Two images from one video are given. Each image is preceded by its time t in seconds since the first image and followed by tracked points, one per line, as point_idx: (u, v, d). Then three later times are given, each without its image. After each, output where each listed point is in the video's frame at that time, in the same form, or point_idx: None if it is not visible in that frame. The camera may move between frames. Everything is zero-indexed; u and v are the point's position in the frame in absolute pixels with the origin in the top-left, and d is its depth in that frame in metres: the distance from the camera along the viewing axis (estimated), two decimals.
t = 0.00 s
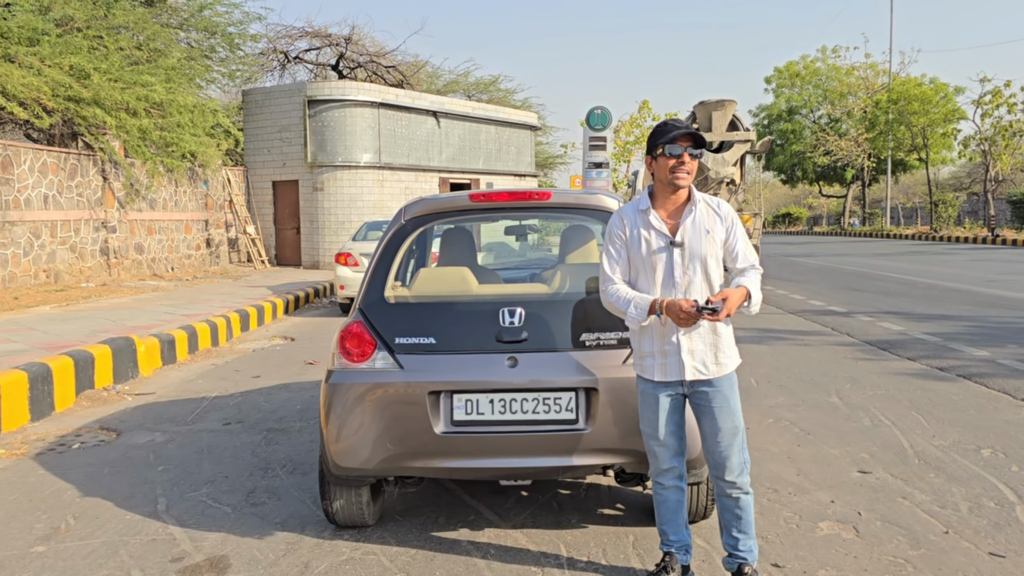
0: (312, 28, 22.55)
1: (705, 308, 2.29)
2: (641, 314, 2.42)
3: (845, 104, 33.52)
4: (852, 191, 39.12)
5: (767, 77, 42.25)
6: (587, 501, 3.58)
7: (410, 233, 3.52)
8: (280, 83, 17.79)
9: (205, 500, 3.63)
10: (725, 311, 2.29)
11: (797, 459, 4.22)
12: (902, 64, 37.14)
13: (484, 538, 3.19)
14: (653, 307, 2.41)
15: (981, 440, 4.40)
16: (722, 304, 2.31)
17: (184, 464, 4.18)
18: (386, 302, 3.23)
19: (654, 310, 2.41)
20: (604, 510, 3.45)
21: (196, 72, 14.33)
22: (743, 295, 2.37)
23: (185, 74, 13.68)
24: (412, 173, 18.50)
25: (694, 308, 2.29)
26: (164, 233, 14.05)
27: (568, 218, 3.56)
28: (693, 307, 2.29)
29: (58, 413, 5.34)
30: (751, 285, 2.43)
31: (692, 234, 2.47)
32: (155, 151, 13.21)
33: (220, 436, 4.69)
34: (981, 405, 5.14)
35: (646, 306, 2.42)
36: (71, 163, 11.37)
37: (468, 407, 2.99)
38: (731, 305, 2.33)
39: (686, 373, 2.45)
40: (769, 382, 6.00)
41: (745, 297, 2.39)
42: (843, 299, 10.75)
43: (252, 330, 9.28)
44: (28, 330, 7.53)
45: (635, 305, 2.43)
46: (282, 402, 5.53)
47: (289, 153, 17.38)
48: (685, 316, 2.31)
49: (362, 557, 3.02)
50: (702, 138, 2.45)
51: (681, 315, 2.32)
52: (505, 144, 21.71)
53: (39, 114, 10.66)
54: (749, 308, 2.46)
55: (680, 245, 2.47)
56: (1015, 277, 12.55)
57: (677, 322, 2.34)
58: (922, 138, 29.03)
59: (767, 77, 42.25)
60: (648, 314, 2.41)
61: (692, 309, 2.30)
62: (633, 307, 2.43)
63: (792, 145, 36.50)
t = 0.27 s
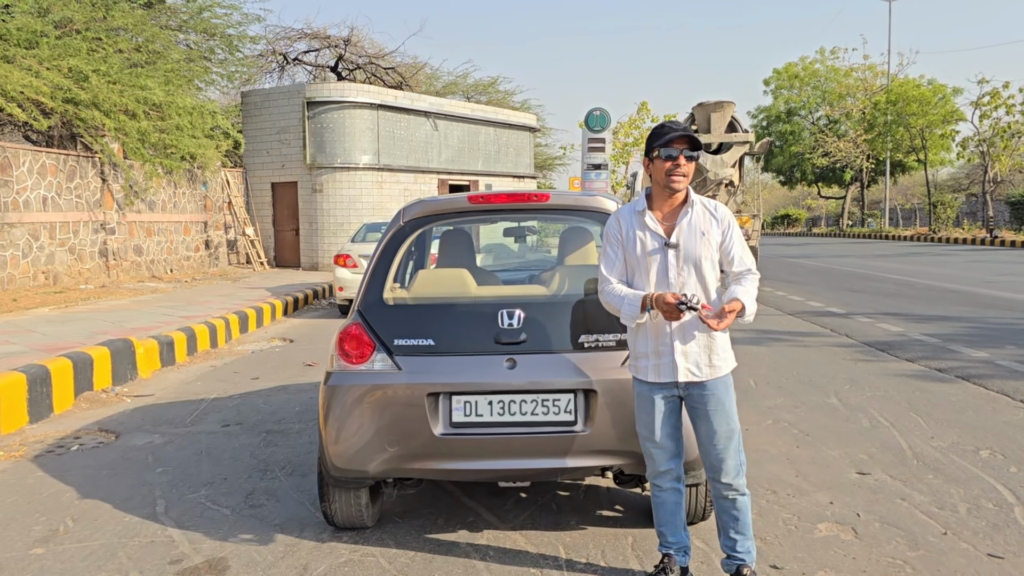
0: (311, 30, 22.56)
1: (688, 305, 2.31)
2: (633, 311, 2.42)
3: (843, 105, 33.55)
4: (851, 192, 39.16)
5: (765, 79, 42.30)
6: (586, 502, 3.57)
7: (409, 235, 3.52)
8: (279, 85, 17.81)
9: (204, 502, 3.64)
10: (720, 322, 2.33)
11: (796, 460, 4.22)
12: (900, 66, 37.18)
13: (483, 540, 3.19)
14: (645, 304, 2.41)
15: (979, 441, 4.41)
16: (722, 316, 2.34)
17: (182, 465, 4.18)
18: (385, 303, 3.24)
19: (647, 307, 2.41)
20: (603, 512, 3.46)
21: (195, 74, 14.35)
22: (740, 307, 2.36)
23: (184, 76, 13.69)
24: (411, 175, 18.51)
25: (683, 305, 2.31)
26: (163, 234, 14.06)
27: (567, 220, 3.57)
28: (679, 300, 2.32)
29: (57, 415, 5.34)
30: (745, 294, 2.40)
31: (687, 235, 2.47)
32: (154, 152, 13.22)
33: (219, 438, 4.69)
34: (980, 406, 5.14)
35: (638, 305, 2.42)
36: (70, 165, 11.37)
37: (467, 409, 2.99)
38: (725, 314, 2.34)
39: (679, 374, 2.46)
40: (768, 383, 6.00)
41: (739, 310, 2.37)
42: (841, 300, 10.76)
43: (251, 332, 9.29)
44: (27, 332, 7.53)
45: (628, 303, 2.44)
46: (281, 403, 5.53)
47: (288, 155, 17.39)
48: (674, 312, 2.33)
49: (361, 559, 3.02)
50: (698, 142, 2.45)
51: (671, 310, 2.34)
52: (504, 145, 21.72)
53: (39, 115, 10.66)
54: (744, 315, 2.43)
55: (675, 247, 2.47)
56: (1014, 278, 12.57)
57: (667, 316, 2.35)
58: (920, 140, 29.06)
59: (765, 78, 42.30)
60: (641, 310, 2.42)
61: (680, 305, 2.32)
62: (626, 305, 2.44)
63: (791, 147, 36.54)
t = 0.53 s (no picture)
0: (309, 31, 22.54)
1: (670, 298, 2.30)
2: (622, 307, 2.41)
3: (841, 106, 33.58)
4: (848, 194, 39.20)
5: (763, 80, 42.33)
6: (583, 504, 3.58)
7: (407, 236, 3.53)
8: (277, 86, 17.80)
9: (201, 503, 3.63)
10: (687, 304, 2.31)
11: (793, 461, 4.22)
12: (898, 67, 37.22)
13: (481, 541, 3.19)
14: (634, 298, 2.41)
15: (976, 442, 4.41)
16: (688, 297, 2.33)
17: (180, 466, 4.17)
18: (382, 305, 3.24)
19: (636, 303, 2.40)
20: (600, 513, 3.46)
21: (193, 75, 14.33)
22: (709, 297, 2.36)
23: (182, 77, 13.68)
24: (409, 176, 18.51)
25: (666, 297, 2.29)
26: (160, 235, 14.04)
27: (565, 221, 3.57)
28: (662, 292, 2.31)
29: (54, 416, 5.33)
30: (721, 292, 2.40)
31: (679, 236, 2.48)
32: (151, 154, 13.22)
33: (216, 439, 4.69)
34: (977, 407, 5.15)
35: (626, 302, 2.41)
36: (68, 166, 11.36)
37: (464, 410, 3.00)
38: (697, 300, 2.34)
39: (668, 374, 2.47)
40: (766, 384, 6.00)
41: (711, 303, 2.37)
42: (839, 301, 10.76)
43: (248, 333, 9.28)
44: (24, 333, 7.51)
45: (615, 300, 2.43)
46: (279, 404, 5.53)
47: (286, 156, 17.37)
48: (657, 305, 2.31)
49: (359, 560, 3.02)
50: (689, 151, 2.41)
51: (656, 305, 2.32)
52: (502, 146, 21.73)
53: (37, 116, 10.65)
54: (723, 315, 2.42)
55: (667, 247, 2.48)
56: (1010, 279, 12.59)
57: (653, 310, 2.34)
58: (918, 141, 29.09)
59: (763, 80, 42.33)
60: (629, 307, 2.41)
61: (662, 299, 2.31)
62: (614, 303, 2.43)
63: (789, 148, 36.58)
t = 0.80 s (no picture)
0: (306, 30, 22.50)
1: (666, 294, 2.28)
2: (619, 305, 2.40)
3: (838, 107, 33.63)
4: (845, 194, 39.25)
5: (760, 80, 42.36)
6: (580, 504, 3.58)
7: (404, 236, 3.53)
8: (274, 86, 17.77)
9: (197, 504, 3.62)
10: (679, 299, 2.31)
11: (789, 461, 4.23)
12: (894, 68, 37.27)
13: (477, 541, 3.19)
14: (629, 298, 2.40)
15: (973, 442, 4.42)
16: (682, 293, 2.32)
17: (176, 467, 4.17)
18: (379, 305, 3.24)
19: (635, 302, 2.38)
20: (597, 513, 3.46)
21: (189, 74, 14.30)
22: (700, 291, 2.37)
23: (179, 76, 13.66)
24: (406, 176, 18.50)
25: (662, 291, 2.27)
26: (157, 235, 14.01)
27: (562, 221, 3.57)
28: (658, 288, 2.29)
29: (49, 416, 5.32)
30: (714, 288, 2.40)
31: (673, 236, 2.48)
32: (147, 154, 13.20)
33: (212, 439, 4.68)
34: (973, 407, 5.16)
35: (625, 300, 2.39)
36: (64, 166, 11.33)
37: (461, 410, 3.00)
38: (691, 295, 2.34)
39: (661, 375, 2.47)
40: (762, 384, 6.01)
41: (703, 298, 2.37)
42: (836, 301, 10.79)
43: (244, 333, 9.27)
44: (20, 333, 7.50)
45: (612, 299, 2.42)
46: (275, 404, 5.52)
47: (282, 156, 17.35)
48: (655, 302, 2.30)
49: (355, 560, 3.01)
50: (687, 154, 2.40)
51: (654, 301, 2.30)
52: (499, 146, 21.73)
53: (32, 116, 10.62)
54: (716, 313, 2.42)
55: (660, 248, 2.48)
56: (1006, 280, 12.62)
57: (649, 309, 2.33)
58: (915, 142, 29.13)
59: (760, 80, 42.36)
60: (626, 306, 2.40)
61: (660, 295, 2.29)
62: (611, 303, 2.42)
63: (785, 148, 36.62)
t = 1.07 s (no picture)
0: (301, 30, 22.46)
1: (663, 300, 2.27)
2: (610, 308, 2.41)
3: (833, 107, 33.70)
4: (840, 195, 39.33)
5: (755, 81, 42.43)
6: (575, 503, 3.58)
7: (399, 235, 3.53)
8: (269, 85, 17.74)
9: (192, 503, 3.62)
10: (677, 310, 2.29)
11: (785, 460, 4.24)
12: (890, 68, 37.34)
13: (473, 540, 3.20)
14: (622, 298, 2.39)
15: (967, 442, 4.44)
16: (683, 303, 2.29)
17: (171, 466, 4.16)
18: (374, 304, 3.24)
19: (624, 305, 2.39)
20: (593, 512, 3.47)
21: (185, 73, 14.26)
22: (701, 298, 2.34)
23: (174, 76, 13.63)
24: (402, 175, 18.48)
25: (658, 296, 2.27)
26: (152, 235, 13.98)
27: (557, 220, 3.58)
28: (655, 293, 2.27)
29: (44, 416, 5.31)
30: (713, 295, 2.38)
31: (670, 241, 2.48)
32: (143, 153, 13.18)
33: (208, 439, 4.68)
34: (968, 407, 5.18)
35: (616, 303, 2.40)
36: (58, 165, 11.29)
37: (456, 409, 3.00)
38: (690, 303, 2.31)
39: (652, 383, 2.44)
40: (757, 384, 6.02)
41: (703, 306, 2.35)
42: (831, 301, 10.82)
43: (240, 333, 9.25)
44: (14, 333, 7.47)
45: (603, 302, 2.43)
46: (270, 404, 5.52)
47: (278, 156, 17.32)
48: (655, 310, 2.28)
49: (351, 559, 3.02)
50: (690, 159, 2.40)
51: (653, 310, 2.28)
52: (494, 146, 21.73)
53: (27, 115, 10.59)
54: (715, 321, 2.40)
55: (657, 251, 2.48)
56: (1001, 280, 12.66)
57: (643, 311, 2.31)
58: (910, 142, 29.20)
59: (755, 81, 42.43)
60: (618, 308, 2.40)
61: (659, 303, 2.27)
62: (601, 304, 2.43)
63: (781, 148, 36.68)
